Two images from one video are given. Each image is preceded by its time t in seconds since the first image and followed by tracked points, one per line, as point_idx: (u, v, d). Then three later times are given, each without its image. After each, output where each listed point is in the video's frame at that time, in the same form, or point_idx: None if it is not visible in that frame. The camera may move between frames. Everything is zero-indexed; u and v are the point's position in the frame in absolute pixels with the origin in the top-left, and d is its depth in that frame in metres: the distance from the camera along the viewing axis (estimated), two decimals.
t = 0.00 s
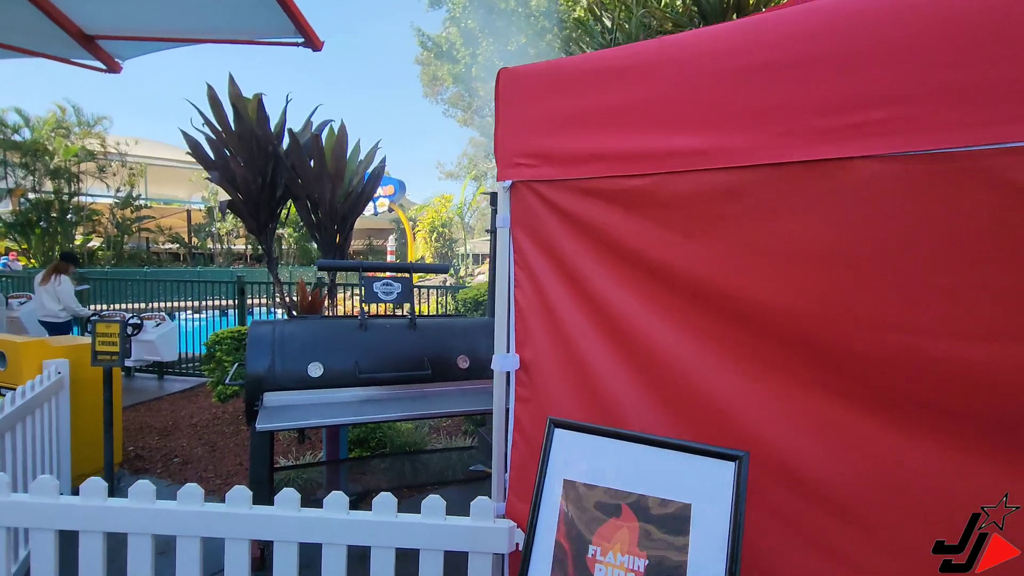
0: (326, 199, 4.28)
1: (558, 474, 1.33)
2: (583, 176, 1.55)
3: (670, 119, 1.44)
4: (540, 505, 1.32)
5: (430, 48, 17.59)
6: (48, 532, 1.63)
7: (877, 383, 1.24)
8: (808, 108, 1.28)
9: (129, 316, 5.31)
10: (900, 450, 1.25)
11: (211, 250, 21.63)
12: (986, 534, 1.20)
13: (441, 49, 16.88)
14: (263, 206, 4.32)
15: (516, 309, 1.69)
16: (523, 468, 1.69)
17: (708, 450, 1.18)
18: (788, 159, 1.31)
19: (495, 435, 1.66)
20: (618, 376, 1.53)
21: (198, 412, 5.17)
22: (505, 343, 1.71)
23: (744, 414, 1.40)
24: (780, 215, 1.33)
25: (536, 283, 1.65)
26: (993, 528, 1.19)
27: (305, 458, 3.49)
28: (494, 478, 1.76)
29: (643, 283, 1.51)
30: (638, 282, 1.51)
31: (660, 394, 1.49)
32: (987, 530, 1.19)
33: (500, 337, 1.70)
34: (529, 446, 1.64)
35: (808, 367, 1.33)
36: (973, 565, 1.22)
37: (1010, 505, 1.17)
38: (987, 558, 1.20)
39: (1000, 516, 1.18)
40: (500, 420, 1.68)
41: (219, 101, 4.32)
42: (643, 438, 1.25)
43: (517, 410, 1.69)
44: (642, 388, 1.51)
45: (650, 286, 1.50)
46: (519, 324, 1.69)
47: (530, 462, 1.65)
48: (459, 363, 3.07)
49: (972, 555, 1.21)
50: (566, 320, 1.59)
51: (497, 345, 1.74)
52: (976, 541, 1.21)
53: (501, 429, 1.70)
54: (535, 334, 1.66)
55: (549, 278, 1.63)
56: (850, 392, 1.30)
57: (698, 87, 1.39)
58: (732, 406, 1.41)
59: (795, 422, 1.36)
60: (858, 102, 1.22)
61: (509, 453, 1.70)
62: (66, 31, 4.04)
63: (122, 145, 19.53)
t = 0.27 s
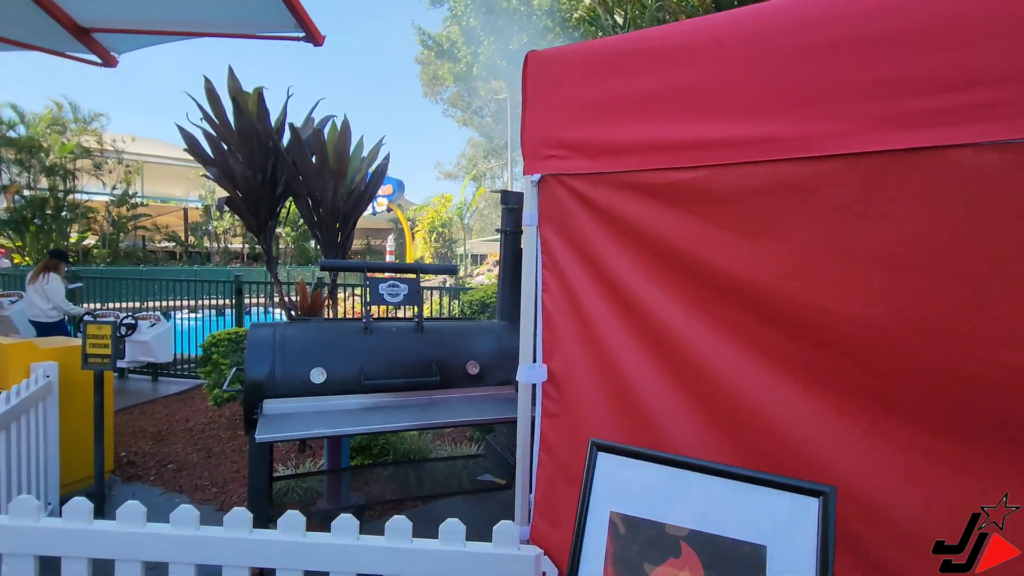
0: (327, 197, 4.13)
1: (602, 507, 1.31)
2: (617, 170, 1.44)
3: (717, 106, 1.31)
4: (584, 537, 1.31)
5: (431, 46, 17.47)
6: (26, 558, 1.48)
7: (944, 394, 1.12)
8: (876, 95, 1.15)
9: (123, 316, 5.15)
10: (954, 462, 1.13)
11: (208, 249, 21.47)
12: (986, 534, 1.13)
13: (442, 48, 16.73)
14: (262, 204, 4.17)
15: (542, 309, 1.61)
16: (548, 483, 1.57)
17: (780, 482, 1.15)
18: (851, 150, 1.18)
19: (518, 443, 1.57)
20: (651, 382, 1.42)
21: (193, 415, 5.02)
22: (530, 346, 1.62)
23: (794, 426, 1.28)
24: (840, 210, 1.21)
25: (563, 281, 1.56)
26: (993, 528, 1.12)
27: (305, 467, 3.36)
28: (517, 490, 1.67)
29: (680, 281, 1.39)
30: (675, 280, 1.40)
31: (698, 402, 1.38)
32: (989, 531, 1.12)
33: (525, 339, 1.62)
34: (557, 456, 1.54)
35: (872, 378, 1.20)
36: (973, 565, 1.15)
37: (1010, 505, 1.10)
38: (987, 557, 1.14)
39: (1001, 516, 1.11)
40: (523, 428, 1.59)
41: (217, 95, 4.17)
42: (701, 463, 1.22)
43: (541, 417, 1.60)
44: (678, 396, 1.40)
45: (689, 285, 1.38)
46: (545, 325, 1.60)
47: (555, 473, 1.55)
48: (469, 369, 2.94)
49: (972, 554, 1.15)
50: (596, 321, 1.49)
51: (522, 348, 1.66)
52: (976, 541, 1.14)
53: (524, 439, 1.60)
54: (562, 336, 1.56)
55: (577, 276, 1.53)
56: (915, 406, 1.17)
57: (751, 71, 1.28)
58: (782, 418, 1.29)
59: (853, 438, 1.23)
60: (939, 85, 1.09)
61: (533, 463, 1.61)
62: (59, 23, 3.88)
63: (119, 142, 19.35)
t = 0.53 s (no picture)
0: (325, 195, 4.00)
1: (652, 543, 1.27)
2: (657, 163, 1.39)
3: (764, 95, 1.25)
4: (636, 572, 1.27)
5: (427, 45, 17.35)
6: None
7: (1023, 406, 1.01)
8: (944, 80, 1.06)
9: (111, 317, 4.98)
10: (1004, 474, 1.05)
11: (199, 249, 21.19)
12: (985, 534, 1.09)
13: (437, 47, 16.61)
14: (258, 202, 4.02)
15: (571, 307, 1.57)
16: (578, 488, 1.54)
17: (847, 512, 1.12)
18: (912, 140, 1.09)
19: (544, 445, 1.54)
20: (685, 384, 1.36)
21: (184, 421, 4.86)
22: (558, 345, 1.59)
23: (842, 435, 1.20)
24: (900, 204, 1.12)
25: (594, 279, 1.52)
26: (993, 528, 1.08)
27: (303, 476, 3.27)
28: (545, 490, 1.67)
29: (718, 279, 1.33)
30: (713, 278, 1.33)
31: (735, 407, 1.31)
32: (987, 531, 1.08)
33: (554, 338, 1.59)
34: (588, 458, 1.51)
35: (937, 385, 1.09)
36: (972, 566, 1.09)
37: (1009, 506, 1.05)
38: (987, 558, 1.08)
39: (1000, 516, 1.07)
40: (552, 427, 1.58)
41: (210, 89, 4.02)
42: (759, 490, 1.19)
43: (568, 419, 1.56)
44: (714, 399, 1.34)
45: (728, 284, 1.32)
46: (574, 324, 1.56)
47: (582, 476, 1.52)
48: (476, 375, 2.80)
49: (972, 554, 1.09)
50: (627, 321, 1.44)
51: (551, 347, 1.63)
52: (975, 541, 1.09)
53: (552, 439, 1.60)
54: (591, 336, 1.52)
55: (609, 274, 1.48)
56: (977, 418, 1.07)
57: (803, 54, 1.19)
58: (826, 422, 1.21)
59: (914, 450, 1.13)
60: (1022, 66, 0.99)
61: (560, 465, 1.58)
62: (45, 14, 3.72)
63: (108, 140, 19.07)
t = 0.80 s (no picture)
0: (324, 194, 3.88)
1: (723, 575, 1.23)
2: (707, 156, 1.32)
3: (820, 82, 1.18)
4: None
5: (420, 45, 17.26)
6: None
7: None
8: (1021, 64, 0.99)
9: (99, 319, 4.81)
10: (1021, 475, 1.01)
11: (187, 249, 20.88)
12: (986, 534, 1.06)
13: (430, 47, 16.52)
14: (253, 200, 3.87)
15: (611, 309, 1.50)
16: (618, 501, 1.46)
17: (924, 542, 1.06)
18: (986, 128, 1.02)
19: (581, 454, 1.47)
20: (736, 389, 1.29)
21: (174, 426, 4.71)
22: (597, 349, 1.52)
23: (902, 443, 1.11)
24: (975, 199, 1.04)
25: (636, 279, 1.44)
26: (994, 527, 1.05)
27: (301, 485, 3.15)
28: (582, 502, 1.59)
29: (773, 277, 1.25)
30: (767, 276, 1.25)
31: (792, 413, 1.22)
32: (988, 531, 1.04)
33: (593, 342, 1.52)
34: (629, 465, 1.44)
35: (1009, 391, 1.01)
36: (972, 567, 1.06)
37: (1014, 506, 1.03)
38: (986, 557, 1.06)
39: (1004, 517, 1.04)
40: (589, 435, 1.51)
41: (204, 83, 3.88)
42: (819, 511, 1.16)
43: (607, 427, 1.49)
44: (768, 406, 1.25)
45: (785, 282, 1.23)
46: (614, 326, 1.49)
47: (623, 486, 1.45)
48: (486, 380, 2.68)
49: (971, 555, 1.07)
50: (672, 322, 1.36)
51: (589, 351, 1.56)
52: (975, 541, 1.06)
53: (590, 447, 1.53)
54: (633, 339, 1.45)
55: (652, 273, 1.41)
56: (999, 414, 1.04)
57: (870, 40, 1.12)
58: (887, 431, 1.12)
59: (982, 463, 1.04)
60: None
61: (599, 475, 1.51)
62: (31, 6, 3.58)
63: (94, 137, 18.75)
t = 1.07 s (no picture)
0: (323, 194, 3.77)
1: None
2: (760, 157, 1.27)
3: (871, 81, 1.15)
4: None
5: (412, 44, 17.17)
6: None
7: None
8: None
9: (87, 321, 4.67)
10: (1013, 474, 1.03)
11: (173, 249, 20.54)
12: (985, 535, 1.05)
13: (423, 46, 16.42)
14: (250, 200, 3.76)
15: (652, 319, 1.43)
16: (659, 520, 1.41)
17: None
18: None
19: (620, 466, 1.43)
20: (791, 404, 1.23)
21: (165, 433, 4.57)
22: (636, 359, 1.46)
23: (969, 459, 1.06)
24: None
25: (681, 288, 1.38)
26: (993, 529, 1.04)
27: (302, 495, 3.06)
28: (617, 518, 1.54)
29: (833, 288, 1.20)
30: (826, 285, 1.20)
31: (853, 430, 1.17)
32: (988, 530, 1.03)
33: (631, 352, 1.45)
34: (672, 481, 1.39)
35: None
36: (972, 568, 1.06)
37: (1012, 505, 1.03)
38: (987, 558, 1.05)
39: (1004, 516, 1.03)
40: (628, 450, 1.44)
41: (199, 80, 3.77)
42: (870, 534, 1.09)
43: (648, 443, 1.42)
44: (826, 422, 1.20)
45: (845, 293, 1.18)
46: (655, 337, 1.42)
47: (665, 503, 1.40)
48: (496, 388, 2.62)
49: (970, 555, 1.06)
50: (723, 333, 1.31)
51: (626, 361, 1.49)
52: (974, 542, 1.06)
53: (627, 462, 1.47)
54: (677, 351, 1.38)
55: (699, 281, 1.35)
56: None
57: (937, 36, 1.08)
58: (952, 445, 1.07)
59: None
60: None
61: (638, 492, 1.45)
62: None
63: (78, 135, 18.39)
